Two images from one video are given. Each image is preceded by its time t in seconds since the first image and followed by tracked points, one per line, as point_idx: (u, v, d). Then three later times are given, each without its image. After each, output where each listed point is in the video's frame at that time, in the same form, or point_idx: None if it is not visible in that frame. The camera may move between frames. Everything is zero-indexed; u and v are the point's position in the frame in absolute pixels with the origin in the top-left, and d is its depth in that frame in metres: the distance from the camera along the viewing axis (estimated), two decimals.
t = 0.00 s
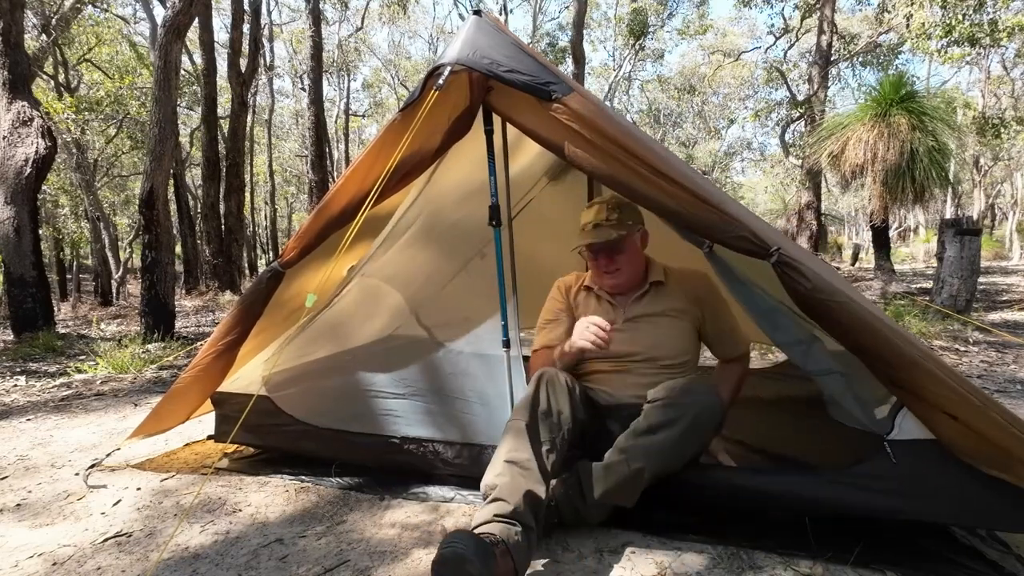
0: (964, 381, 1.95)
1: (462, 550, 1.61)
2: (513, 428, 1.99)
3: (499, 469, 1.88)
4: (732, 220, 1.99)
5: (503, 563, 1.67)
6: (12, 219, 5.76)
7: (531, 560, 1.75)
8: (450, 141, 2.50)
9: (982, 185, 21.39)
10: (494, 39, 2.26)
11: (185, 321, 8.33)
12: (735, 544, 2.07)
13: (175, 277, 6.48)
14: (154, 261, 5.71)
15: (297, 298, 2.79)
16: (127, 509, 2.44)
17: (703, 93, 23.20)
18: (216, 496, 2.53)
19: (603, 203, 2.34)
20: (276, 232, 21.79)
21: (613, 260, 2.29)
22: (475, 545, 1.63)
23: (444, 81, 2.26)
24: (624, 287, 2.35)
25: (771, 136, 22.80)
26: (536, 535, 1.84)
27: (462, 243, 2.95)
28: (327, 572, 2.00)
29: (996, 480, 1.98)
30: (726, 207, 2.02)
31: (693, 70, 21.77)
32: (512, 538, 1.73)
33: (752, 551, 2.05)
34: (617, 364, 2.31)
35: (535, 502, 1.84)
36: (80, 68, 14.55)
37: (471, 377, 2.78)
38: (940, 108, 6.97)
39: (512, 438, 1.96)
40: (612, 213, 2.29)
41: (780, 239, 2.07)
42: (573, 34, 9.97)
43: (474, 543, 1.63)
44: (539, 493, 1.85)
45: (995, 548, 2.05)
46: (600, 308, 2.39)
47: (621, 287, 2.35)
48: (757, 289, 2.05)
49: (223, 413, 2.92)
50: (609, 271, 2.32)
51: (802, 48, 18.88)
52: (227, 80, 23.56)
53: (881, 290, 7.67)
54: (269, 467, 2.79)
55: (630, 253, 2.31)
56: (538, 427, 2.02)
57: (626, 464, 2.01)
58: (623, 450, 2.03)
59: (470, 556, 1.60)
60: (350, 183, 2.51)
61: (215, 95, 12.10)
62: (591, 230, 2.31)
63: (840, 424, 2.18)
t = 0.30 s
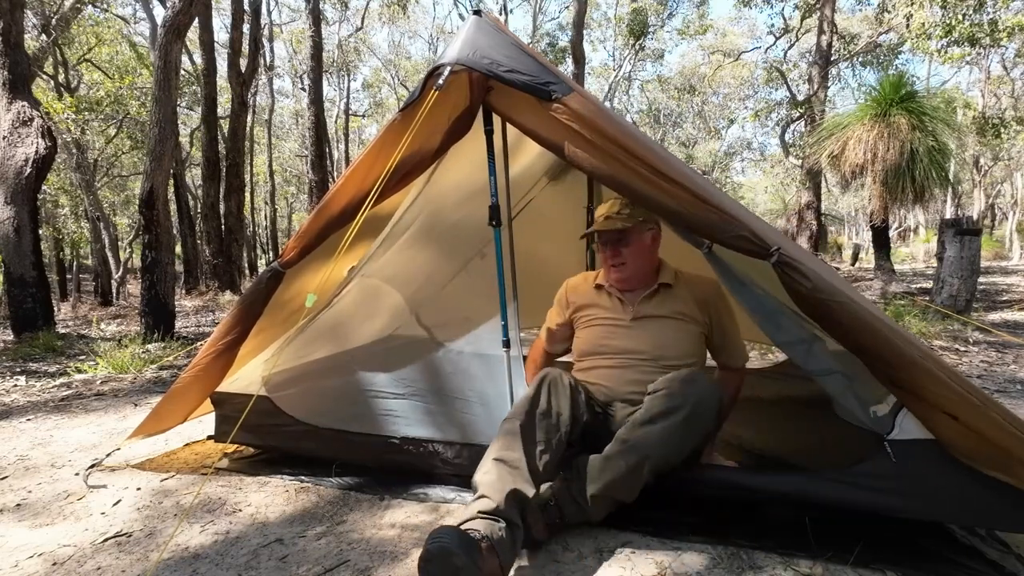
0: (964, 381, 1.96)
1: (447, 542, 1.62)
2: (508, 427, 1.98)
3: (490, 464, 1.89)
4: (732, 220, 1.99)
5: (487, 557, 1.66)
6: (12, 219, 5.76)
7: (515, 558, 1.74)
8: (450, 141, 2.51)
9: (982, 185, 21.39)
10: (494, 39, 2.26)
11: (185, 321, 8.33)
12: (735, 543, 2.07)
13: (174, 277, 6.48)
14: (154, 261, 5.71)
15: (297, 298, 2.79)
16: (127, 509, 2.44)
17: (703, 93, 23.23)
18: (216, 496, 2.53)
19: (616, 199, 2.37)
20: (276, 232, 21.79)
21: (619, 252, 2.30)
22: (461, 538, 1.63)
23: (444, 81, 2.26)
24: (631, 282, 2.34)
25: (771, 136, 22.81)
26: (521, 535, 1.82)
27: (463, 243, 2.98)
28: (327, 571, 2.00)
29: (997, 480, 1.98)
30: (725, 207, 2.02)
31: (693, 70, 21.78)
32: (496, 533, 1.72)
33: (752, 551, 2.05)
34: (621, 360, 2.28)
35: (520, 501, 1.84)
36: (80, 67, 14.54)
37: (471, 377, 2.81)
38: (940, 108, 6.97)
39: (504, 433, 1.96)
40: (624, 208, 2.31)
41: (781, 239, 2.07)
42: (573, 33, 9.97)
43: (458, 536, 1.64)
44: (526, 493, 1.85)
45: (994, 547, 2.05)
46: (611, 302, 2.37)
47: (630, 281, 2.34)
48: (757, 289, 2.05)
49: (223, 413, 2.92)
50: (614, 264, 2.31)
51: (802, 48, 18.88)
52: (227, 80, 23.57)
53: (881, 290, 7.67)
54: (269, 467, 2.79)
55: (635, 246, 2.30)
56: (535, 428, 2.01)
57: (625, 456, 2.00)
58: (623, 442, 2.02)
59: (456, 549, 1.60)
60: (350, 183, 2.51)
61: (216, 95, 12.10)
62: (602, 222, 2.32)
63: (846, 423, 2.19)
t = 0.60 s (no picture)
0: (964, 382, 1.96)
1: (436, 542, 1.58)
2: (500, 429, 1.97)
3: (484, 465, 1.88)
4: (732, 220, 1.99)
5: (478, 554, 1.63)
6: (12, 219, 5.76)
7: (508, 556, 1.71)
8: (450, 141, 2.51)
9: (982, 185, 21.39)
10: (494, 39, 2.26)
11: (185, 321, 8.33)
12: (735, 543, 2.07)
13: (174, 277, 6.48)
14: (154, 261, 5.71)
15: (297, 299, 2.79)
16: (127, 509, 2.44)
17: (703, 93, 23.25)
18: (216, 496, 2.54)
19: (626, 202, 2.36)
20: (276, 232, 21.78)
21: (625, 255, 2.28)
22: (452, 537, 1.60)
23: (444, 81, 2.26)
24: (637, 283, 2.33)
25: (771, 136, 22.81)
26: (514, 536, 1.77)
27: (463, 243, 2.96)
28: (327, 572, 2.00)
29: (997, 480, 1.98)
30: (725, 208, 2.02)
31: (693, 70, 21.79)
32: (487, 533, 1.69)
33: (753, 551, 2.06)
34: (624, 361, 2.28)
35: (512, 501, 1.81)
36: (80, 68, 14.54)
37: (471, 377, 2.78)
38: (941, 108, 6.96)
39: (498, 435, 1.95)
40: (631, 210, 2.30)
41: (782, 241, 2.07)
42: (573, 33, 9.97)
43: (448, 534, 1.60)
44: (518, 492, 1.82)
45: (995, 547, 2.05)
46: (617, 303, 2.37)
47: (636, 283, 2.32)
48: (757, 289, 2.04)
49: (223, 413, 2.92)
50: (620, 266, 2.30)
51: (802, 48, 18.88)
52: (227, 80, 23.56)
53: (881, 289, 7.67)
54: (269, 467, 2.79)
55: (642, 250, 2.27)
56: (528, 430, 2.00)
57: (653, 444, 1.91)
58: (644, 432, 1.94)
59: (446, 548, 1.57)
60: (349, 183, 2.51)
61: (215, 95, 12.10)
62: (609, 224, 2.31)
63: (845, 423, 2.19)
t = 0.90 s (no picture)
0: (965, 382, 1.96)
1: (442, 554, 1.53)
2: (504, 431, 1.97)
3: (491, 469, 1.87)
4: (732, 220, 1.99)
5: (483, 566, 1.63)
6: (12, 219, 5.76)
7: (513, 564, 1.73)
8: (450, 141, 2.51)
9: (982, 185, 21.39)
10: (494, 39, 2.26)
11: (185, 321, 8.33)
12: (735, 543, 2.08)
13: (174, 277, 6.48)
14: (154, 261, 5.71)
15: (297, 299, 2.80)
16: (127, 509, 2.44)
17: (703, 93, 23.27)
18: (216, 496, 2.53)
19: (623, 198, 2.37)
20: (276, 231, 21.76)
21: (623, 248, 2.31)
22: (457, 553, 1.54)
23: (444, 81, 2.26)
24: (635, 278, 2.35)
25: (770, 136, 22.83)
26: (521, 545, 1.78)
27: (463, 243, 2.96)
28: (327, 571, 2.00)
29: (997, 480, 1.98)
30: (725, 207, 2.02)
31: (693, 70, 21.80)
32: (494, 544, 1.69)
33: (752, 551, 2.06)
34: (625, 359, 2.27)
35: (520, 506, 1.80)
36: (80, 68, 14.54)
37: (470, 378, 2.79)
38: (941, 108, 6.96)
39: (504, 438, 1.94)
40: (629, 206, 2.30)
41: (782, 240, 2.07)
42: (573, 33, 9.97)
43: (455, 548, 1.56)
44: (527, 498, 1.81)
45: (995, 547, 2.05)
46: (615, 301, 2.37)
47: (633, 278, 2.36)
48: (757, 289, 2.04)
49: (223, 413, 2.92)
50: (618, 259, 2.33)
51: (801, 48, 18.88)
52: (227, 80, 23.57)
53: (881, 289, 7.67)
54: (269, 467, 2.79)
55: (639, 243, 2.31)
56: (532, 431, 1.98)
57: (702, 481, 1.73)
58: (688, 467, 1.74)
59: (451, 563, 1.51)
60: (349, 183, 2.51)
61: (215, 95, 12.10)
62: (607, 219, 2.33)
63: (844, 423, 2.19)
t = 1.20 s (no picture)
0: (965, 382, 1.95)
1: (466, 566, 1.51)
2: (521, 432, 1.95)
3: (512, 474, 1.85)
4: (732, 220, 1.99)
5: None
6: (12, 219, 5.76)
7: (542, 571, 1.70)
8: (450, 141, 2.51)
9: (982, 185, 21.39)
10: (494, 39, 2.26)
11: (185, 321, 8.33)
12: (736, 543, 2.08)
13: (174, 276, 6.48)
14: (154, 261, 5.71)
15: (297, 298, 2.80)
16: (127, 509, 2.44)
17: (702, 93, 23.29)
18: (216, 496, 2.53)
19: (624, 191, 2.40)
20: (275, 232, 21.76)
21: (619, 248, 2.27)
22: (482, 562, 1.52)
23: (444, 81, 2.26)
24: (629, 278, 2.30)
25: (770, 136, 22.83)
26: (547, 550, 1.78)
27: (463, 244, 2.95)
28: (327, 572, 2.00)
29: (997, 480, 1.98)
30: (725, 207, 2.02)
31: (693, 70, 21.80)
32: (521, 550, 1.67)
33: (752, 551, 2.07)
34: (626, 365, 2.22)
35: (544, 511, 1.80)
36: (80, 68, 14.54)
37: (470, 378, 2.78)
38: (940, 108, 6.96)
39: (522, 440, 1.92)
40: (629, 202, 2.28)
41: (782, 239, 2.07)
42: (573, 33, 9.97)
43: (482, 555, 1.54)
44: (550, 501, 1.80)
45: (995, 547, 2.05)
46: (612, 302, 2.30)
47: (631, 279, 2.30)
48: (757, 289, 2.03)
49: (223, 413, 2.92)
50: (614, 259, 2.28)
51: (801, 48, 18.89)
52: (227, 80, 23.58)
53: (881, 289, 7.68)
54: (269, 467, 2.79)
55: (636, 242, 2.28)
56: (547, 433, 1.97)
57: (728, 504, 1.70)
58: (715, 490, 1.71)
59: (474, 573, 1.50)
60: (349, 183, 2.51)
61: (216, 95, 12.10)
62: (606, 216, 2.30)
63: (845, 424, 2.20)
